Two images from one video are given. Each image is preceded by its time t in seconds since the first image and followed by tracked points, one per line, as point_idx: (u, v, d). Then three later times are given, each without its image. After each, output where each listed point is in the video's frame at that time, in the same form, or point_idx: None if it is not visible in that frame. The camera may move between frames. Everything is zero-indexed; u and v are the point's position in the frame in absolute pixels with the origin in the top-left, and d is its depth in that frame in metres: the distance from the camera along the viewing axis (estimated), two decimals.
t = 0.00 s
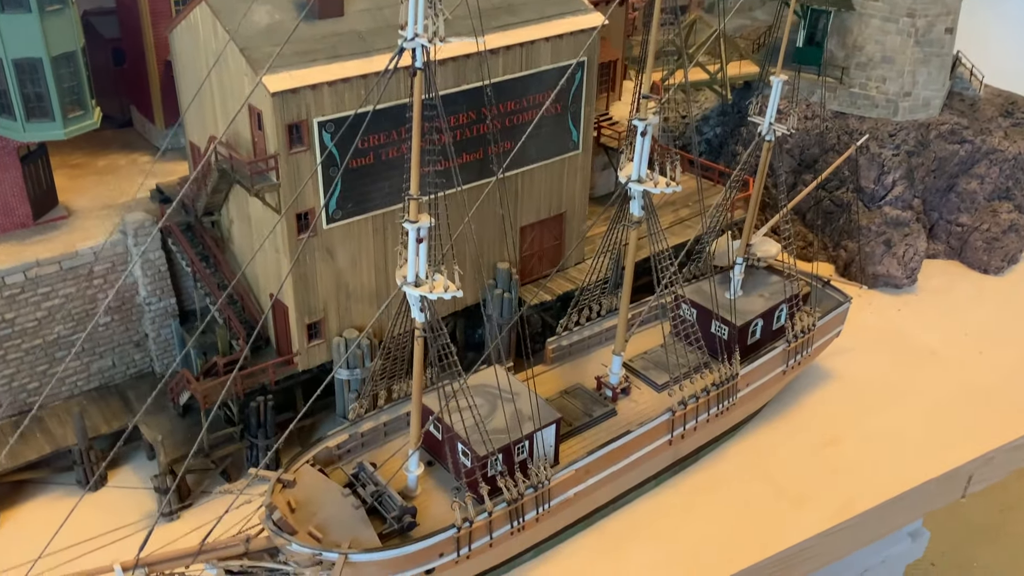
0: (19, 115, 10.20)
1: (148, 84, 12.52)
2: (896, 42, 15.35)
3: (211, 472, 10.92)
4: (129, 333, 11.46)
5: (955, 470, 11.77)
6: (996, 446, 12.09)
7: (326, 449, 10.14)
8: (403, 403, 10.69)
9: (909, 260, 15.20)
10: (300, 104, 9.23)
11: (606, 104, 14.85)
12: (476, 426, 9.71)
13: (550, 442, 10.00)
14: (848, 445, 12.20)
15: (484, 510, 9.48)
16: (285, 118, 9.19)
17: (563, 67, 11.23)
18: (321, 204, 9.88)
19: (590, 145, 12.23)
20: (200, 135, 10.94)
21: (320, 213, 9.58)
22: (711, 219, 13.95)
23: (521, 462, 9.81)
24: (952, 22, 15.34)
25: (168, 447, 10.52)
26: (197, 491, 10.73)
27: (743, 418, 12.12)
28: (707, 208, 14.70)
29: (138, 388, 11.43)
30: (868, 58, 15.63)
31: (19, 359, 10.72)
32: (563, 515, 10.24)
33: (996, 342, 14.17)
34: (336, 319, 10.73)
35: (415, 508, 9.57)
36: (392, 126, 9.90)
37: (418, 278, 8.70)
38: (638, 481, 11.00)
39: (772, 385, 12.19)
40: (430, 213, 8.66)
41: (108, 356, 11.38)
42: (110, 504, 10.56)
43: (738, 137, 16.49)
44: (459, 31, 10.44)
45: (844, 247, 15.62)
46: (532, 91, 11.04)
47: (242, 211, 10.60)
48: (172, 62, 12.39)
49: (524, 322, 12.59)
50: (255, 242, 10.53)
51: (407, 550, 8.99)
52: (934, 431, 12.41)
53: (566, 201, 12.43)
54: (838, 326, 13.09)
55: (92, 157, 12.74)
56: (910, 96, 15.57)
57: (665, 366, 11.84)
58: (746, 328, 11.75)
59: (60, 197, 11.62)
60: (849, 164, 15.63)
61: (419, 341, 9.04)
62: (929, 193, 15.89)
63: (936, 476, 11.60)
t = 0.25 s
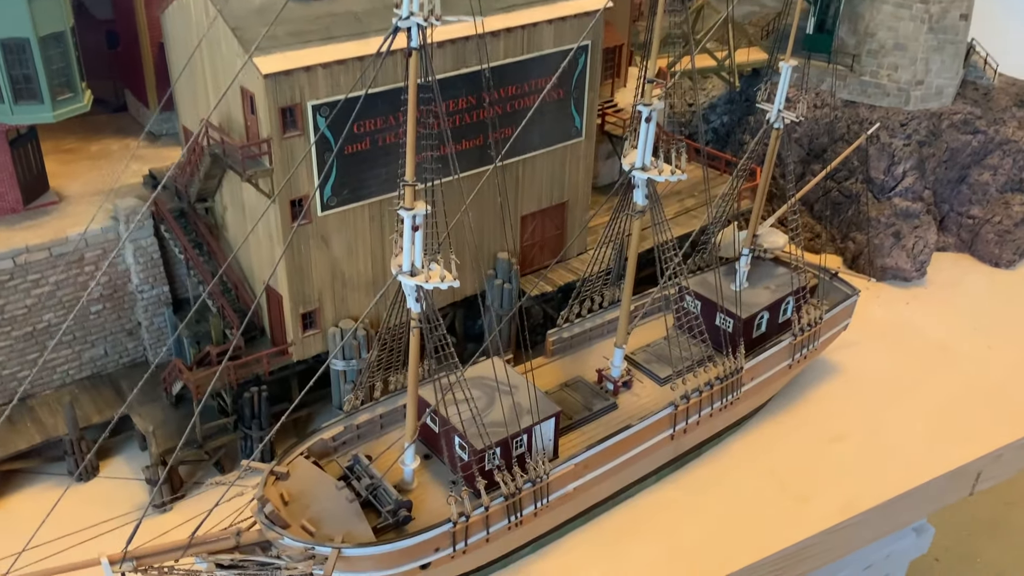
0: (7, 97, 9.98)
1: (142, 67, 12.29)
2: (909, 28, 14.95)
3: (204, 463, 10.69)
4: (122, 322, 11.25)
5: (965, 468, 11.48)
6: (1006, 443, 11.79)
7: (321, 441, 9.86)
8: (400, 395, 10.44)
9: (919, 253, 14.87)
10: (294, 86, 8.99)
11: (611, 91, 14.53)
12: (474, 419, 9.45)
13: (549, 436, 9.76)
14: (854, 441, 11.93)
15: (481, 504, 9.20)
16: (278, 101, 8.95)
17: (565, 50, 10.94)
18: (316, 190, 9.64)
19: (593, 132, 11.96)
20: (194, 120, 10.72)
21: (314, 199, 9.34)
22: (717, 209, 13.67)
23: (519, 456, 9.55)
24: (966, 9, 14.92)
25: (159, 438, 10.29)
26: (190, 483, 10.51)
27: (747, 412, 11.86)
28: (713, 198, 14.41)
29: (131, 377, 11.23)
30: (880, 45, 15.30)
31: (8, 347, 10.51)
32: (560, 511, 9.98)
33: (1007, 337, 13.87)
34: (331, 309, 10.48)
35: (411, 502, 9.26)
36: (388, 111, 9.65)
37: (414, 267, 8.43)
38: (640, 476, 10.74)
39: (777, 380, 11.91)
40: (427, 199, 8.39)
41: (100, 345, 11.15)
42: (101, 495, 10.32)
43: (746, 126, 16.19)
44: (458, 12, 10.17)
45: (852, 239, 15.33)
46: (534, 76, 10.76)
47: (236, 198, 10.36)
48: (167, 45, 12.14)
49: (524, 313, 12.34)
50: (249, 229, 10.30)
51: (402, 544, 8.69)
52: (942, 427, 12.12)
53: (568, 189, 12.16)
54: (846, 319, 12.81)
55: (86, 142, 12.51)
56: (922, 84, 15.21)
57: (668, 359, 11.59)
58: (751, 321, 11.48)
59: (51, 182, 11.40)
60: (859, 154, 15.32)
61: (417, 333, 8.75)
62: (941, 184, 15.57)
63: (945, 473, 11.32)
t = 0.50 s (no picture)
0: None
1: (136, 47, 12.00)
2: (925, 14, 14.50)
3: (196, 454, 10.45)
4: (113, 309, 11.02)
5: (976, 467, 11.17)
6: (1019, 442, 11.47)
7: (314, 433, 9.59)
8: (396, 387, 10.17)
9: (931, 246, 14.50)
10: (286, 67, 8.69)
11: (617, 75, 14.30)
12: (471, 413, 9.17)
13: (549, 431, 9.49)
14: (862, 437, 11.62)
15: (477, 501, 8.93)
16: (270, 82, 8.66)
17: (569, 33, 10.60)
18: (310, 175, 9.34)
19: (598, 118, 11.62)
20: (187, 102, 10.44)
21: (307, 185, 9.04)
22: (725, 198, 13.34)
23: (517, 451, 9.27)
24: None
25: (149, 429, 10.05)
26: (181, 474, 10.28)
27: (753, 407, 11.55)
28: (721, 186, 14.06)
29: (122, 365, 11.00)
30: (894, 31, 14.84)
31: None
32: (559, 508, 9.71)
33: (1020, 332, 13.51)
34: (326, 298, 10.20)
35: (406, 498, 9.00)
36: (385, 94, 9.35)
37: (409, 257, 8.14)
38: (641, 472, 10.46)
39: (784, 375, 11.59)
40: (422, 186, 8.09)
41: (90, 332, 10.92)
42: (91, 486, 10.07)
43: (756, 112, 15.84)
44: None
45: (863, 230, 15.03)
46: (537, 59, 10.43)
47: (229, 182, 10.08)
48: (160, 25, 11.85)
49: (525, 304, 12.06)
50: (242, 215, 10.02)
51: (395, 542, 8.44)
52: (953, 425, 11.79)
53: (572, 177, 11.84)
54: (855, 313, 12.48)
55: (78, 124, 12.24)
56: (938, 72, 14.77)
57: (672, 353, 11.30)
58: (758, 314, 11.17)
59: (41, 165, 11.13)
60: (871, 143, 14.95)
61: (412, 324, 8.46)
62: (954, 175, 15.19)
63: (956, 472, 11.01)
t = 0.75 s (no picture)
0: None
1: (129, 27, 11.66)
2: None
3: (185, 447, 10.16)
4: (102, 296, 10.72)
5: (991, 468, 10.79)
6: None
7: (306, 427, 9.28)
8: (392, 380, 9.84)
9: (945, 239, 14.09)
10: (278, 47, 8.35)
11: (624, 61, 13.97)
12: (467, 408, 8.85)
13: (548, 427, 9.16)
14: (873, 436, 11.25)
15: (473, 499, 8.62)
16: (261, 62, 8.32)
17: (574, 14, 10.22)
18: (303, 160, 9.01)
19: (604, 104, 11.25)
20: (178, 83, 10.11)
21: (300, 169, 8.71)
22: (734, 188, 12.96)
23: (515, 448, 8.95)
24: None
25: (137, 421, 9.77)
26: (170, 467, 10.00)
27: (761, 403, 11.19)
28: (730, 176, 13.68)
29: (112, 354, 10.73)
30: (911, 17, 14.39)
31: None
32: (558, 506, 9.39)
33: None
34: (321, 288, 9.87)
35: (399, 496, 8.68)
36: (382, 75, 9.01)
37: (403, 245, 7.81)
38: (644, 470, 10.11)
39: (793, 371, 11.22)
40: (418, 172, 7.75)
41: (79, 320, 10.63)
42: (77, 478, 9.80)
43: (766, 100, 15.46)
44: None
45: (875, 222, 14.62)
46: (540, 41, 10.06)
47: (221, 167, 9.75)
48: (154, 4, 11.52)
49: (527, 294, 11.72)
50: (234, 201, 9.69)
51: (387, 541, 8.14)
52: (967, 424, 11.42)
53: (576, 164, 11.47)
54: (868, 307, 12.09)
55: (70, 106, 11.93)
56: (955, 59, 14.30)
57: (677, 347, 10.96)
58: (767, 309, 10.80)
59: (30, 148, 10.83)
60: (885, 133, 14.55)
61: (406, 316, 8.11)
62: (970, 166, 14.76)
63: (969, 473, 10.63)
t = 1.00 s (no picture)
0: None
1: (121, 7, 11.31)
2: None
3: (173, 441, 9.84)
4: (90, 285, 10.40)
5: (1009, 472, 10.36)
6: None
7: (296, 422, 8.94)
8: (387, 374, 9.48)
9: (963, 234, 13.62)
10: (268, 25, 7.98)
11: (633, 46, 13.76)
12: (462, 405, 8.49)
13: (547, 425, 8.79)
14: (886, 437, 10.83)
15: (467, 500, 8.27)
16: (250, 41, 7.95)
17: None
18: (295, 144, 8.64)
19: (610, 89, 10.84)
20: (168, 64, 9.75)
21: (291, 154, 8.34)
22: (745, 179, 12.54)
23: (512, 447, 8.60)
24: None
25: (123, 413, 9.44)
26: (157, 461, 9.69)
27: (771, 402, 10.77)
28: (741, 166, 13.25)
29: (100, 343, 10.42)
30: (931, 4, 13.89)
31: None
32: (557, 507, 9.02)
33: None
34: (313, 278, 9.50)
35: (391, 495, 8.34)
36: (377, 57, 8.62)
37: (395, 234, 7.42)
38: (647, 470, 9.72)
39: (804, 369, 10.79)
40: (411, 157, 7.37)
41: (66, 309, 10.30)
42: (61, 472, 9.50)
43: (780, 89, 15.03)
44: None
45: (890, 216, 14.18)
46: (543, 24, 9.65)
47: (211, 151, 9.39)
48: None
49: (529, 286, 11.34)
50: (224, 187, 9.32)
51: (376, 544, 7.80)
52: (985, 426, 10.98)
53: (581, 152, 11.07)
54: (883, 304, 11.65)
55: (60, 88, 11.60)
56: (976, 48, 13.80)
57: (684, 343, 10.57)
58: (778, 304, 10.39)
59: (17, 130, 10.51)
60: (902, 124, 14.09)
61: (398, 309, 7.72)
62: (990, 159, 14.27)
63: (986, 478, 10.20)
